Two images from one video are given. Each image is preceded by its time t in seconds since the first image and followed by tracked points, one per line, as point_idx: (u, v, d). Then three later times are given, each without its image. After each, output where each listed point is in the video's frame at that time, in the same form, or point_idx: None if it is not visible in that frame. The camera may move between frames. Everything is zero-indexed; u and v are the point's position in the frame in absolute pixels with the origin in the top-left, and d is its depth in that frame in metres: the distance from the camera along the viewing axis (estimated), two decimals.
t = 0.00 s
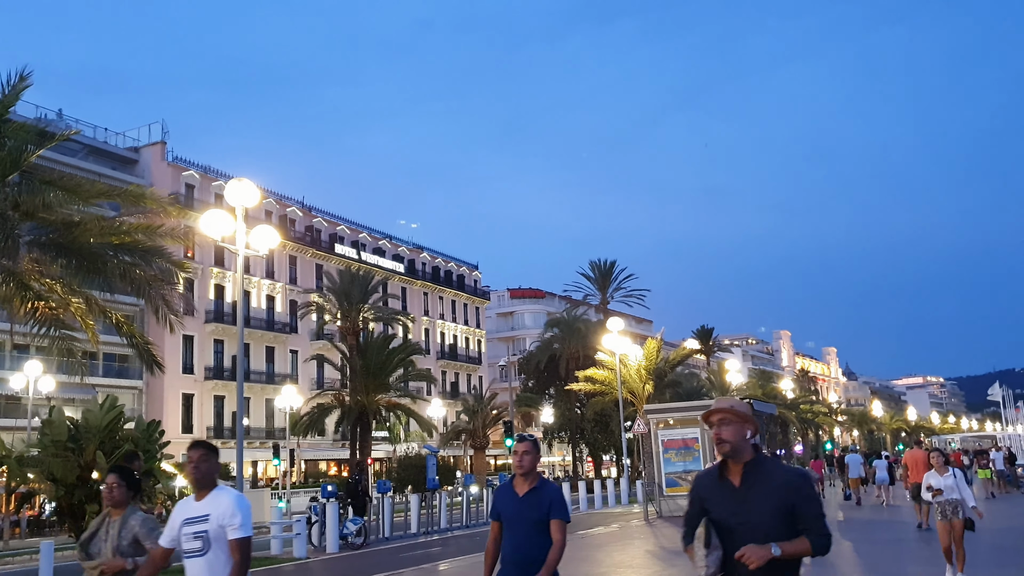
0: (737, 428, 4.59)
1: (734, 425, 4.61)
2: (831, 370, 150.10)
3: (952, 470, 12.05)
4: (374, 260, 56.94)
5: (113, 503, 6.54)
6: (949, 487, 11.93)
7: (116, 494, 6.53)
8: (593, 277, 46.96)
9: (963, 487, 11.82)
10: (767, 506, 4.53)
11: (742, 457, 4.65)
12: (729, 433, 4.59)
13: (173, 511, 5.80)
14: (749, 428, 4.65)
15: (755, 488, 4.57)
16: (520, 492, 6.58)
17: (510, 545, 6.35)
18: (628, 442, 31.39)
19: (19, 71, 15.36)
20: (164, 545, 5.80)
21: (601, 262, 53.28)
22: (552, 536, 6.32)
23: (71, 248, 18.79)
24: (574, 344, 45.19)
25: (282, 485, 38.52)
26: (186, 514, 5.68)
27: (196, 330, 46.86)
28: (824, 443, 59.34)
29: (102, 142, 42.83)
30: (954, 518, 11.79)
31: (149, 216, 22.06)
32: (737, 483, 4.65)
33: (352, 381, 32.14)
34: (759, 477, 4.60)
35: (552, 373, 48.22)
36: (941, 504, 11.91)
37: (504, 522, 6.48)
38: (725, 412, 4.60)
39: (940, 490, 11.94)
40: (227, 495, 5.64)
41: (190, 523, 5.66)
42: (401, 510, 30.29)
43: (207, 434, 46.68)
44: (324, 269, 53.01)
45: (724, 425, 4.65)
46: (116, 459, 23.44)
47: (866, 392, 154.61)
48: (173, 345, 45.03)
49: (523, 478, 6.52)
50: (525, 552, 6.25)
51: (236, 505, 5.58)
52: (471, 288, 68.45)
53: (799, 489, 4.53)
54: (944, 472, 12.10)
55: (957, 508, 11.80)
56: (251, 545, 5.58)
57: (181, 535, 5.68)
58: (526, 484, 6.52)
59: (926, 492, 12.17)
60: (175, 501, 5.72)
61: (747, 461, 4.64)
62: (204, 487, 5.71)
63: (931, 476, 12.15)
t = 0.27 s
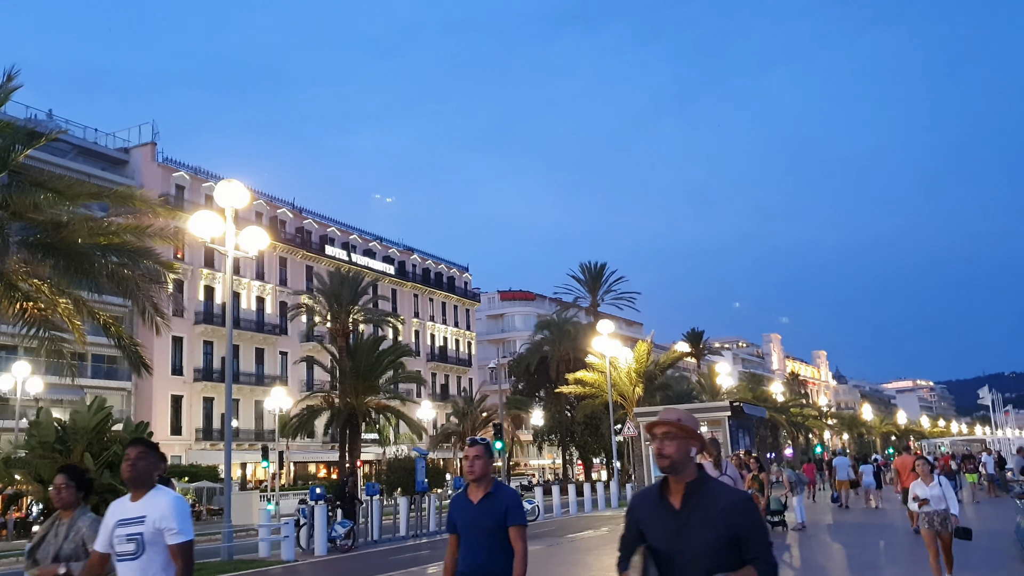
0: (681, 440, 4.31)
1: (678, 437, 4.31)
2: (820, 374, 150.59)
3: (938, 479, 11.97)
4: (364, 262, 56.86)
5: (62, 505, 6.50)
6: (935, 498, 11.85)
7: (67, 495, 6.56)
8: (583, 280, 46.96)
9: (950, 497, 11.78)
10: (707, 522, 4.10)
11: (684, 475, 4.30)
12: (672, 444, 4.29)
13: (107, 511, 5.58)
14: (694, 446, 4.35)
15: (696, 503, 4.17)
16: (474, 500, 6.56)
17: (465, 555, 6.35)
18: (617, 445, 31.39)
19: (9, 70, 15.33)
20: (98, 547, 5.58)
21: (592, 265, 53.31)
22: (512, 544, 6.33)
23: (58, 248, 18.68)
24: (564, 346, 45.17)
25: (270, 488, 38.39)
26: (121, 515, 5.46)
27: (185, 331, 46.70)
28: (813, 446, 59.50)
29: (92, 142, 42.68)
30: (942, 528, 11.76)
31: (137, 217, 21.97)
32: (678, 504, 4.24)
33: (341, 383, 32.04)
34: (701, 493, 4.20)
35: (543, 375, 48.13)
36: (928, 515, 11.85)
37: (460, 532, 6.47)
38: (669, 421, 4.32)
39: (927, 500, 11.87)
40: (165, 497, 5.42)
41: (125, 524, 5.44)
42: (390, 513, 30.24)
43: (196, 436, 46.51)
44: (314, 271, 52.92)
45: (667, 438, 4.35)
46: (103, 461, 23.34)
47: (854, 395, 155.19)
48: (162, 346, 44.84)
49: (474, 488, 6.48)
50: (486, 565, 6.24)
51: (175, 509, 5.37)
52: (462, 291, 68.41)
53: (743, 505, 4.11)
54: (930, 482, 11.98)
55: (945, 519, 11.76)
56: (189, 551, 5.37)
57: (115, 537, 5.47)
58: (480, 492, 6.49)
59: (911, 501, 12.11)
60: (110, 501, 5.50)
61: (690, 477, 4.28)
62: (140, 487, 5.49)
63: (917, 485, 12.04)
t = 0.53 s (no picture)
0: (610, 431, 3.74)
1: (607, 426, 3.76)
2: (816, 376, 150.67)
3: (927, 479, 11.96)
4: (361, 263, 56.82)
5: (2, 513, 6.35)
6: (922, 498, 11.86)
7: (8, 502, 6.41)
8: (581, 282, 46.88)
9: (939, 497, 11.77)
10: (632, 522, 3.60)
11: (615, 468, 3.76)
12: (599, 435, 3.75)
13: (49, 517, 5.79)
14: (626, 433, 3.80)
15: (623, 500, 3.66)
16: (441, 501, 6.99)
17: (431, 557, 6.77)
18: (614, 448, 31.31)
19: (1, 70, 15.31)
20: (40, 554, 5.79)
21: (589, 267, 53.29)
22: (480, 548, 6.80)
23: (52, 247, 18.68)
24: (562, 348, 45.11)
25: (266, 490, 38.33)
26: (63, 524, 5.66)
27: (181, 332, 46.64)
28: (809, 449, 59.43)
29: (89, 141, 42.62)
30: (929, 529, 11.78)
31: (132, 217, 21.90)
32: (603, 497, 3.75)
33: (337, 384, 31.96)
34: (630, 489, 3.68)
35: (540, 378, 48.03)
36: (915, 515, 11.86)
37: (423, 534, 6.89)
38: (596, 409, 3.77)
39: (914, 500, 11.89)
40: (108, 507, 5.60)
41: (67, 533, 5.65)
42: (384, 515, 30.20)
43: (191, 437, 46.45)
44: (311, 272, 52.84)
45: (596, 427, 3.81)
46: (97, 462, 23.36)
47: (850, 398, 155.29)
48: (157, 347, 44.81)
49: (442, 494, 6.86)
50: (449, 570, 6.68)
51: (118, 521, 5.55)
52: (460, 292, 68.36)
53: (675, 503, 3.57)
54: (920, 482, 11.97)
55: (932, 519, 11.78)
56: (134, 562, 5.56)
57: (57, 543, 5.68)
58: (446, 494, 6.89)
59: (899, 502, 12.14)
60: (53, 508, 5.71)
61: (618, 470, 3.74)
62: (85, 495, 5.69)
63: (904, 486, 12.06)
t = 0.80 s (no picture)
0: (479, 447, 3.82)
1: (475, 440, 3.83)
2: (785, 382, 151.83)
3: (887, 487, 11.81)
4: (331, 267, 56.61)
5: None
6: (881, 507, 11.74)
7: None
8: (552, 287, 46.91)
9: (898, 507, 11.65)
10: (505, 536, 3.61)
11: (485, 484, 3.81)
12: (468, 449, 3.80)
13: None
14: (496, 448, 3.88)
15: (494, 515, 3.69)
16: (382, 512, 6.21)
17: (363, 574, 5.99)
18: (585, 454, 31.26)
19: None
20: None
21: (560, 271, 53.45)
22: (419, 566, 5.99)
23: (12, 248, 18.39)
24: (533, 353, 45.11)
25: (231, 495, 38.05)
26: None
27: (147, 335, 46.22)
28: (777, 453, 59.87)
29: (53, 142, 42.15)
30: (889, 539, 11.73)
31: (96, 218, 21.62)
32: (475, 515, 3.77)
33: (306, 389, 31.75)
34: (500, 505, 3.71)
35: (511, 383, 48.01)
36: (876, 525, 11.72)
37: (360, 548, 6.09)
38: (466, 424, 3.84)
39: (873, 509, 11.76)
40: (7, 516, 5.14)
41: None
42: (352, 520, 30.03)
43: (157, 442, 46.00)
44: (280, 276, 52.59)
45: (464, 442, 3.88)
46: (57, 467, 23.02)
47: (819, 403, 156.61)
48: (122, 352, 44.45)
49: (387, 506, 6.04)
50: None
51: (17, 531, 5.11)
52: (430, 296, 68.24)
53: (545, 517, 3.61)
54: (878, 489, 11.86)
55: (891, 529, 11.69)
56: None
57: None
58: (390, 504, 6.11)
59: (859, 510, 11.95)
60: None
61: (490, 486, 3.78)
62: None
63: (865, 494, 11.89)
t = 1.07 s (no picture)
0: (322, 445, 3.71)
1: (321, 440, 3.71)
2: (728, 386, 153.89)
3: (819, 492, 11.97)
4: (274, 270, 55.98)
5: None
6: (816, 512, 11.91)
7: None
8: (499, 291, 46.92)
9: (830, 510, 11.83)
10: (344, 549, 3.53)
11: (325, 490, 3.71)
12: (308, 451, 3.69)
13: None
14: (340, 450, 3.79)
15: (335, 524, 3.61)
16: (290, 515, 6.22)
17: None
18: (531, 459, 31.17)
19: None
20: None
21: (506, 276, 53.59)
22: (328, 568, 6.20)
23: None
24: (479, 358, 45.08)
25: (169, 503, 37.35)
26: None
27: (83, 339, 45.18)
28: (719, 457, 60.63)
29: None
30: (823, 545, 11.86)
31: (30, 218, 21.04)
32: (312, 523, 3.68)
33: (246, 395, 31.30)
34: (341, 513, 3.64)
35: (457, 388, 48.03)
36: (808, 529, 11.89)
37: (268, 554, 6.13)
38: (309, 423, 3.74)
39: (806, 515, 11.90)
40: None
41: None
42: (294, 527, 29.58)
43: (93, 449, 44.98)
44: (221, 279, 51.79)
45: (305, 440, 3.77)
46: None
47: (760, 408, 159.01)
48: (57, 356, 43.38)
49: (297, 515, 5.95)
50: None
51: None
52: (376, 301, 67.75)
53: (391, 527, 3.57)
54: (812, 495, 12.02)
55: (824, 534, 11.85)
56: None
57: None
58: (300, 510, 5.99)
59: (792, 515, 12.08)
60: None
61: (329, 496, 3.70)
62: None
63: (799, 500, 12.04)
